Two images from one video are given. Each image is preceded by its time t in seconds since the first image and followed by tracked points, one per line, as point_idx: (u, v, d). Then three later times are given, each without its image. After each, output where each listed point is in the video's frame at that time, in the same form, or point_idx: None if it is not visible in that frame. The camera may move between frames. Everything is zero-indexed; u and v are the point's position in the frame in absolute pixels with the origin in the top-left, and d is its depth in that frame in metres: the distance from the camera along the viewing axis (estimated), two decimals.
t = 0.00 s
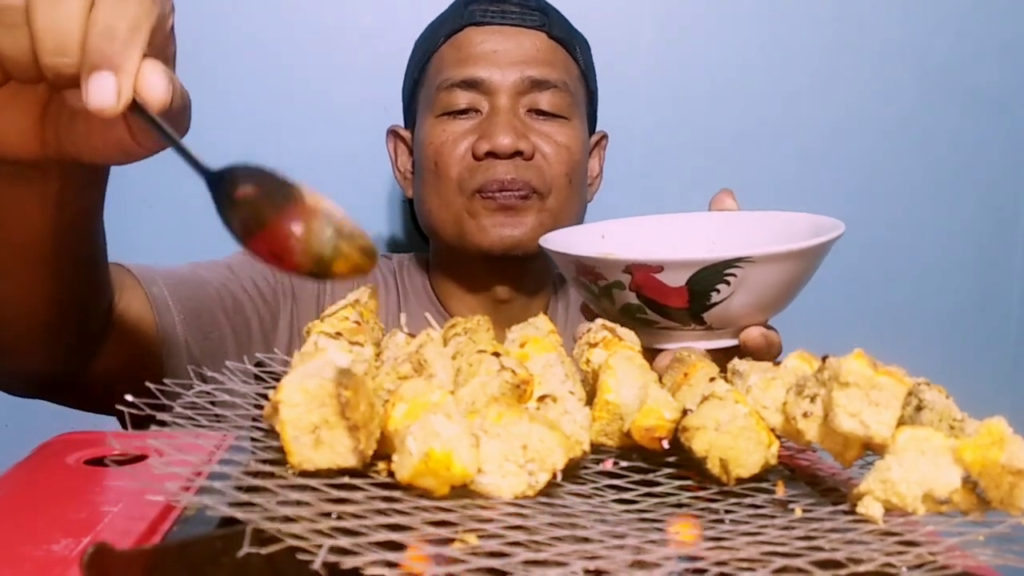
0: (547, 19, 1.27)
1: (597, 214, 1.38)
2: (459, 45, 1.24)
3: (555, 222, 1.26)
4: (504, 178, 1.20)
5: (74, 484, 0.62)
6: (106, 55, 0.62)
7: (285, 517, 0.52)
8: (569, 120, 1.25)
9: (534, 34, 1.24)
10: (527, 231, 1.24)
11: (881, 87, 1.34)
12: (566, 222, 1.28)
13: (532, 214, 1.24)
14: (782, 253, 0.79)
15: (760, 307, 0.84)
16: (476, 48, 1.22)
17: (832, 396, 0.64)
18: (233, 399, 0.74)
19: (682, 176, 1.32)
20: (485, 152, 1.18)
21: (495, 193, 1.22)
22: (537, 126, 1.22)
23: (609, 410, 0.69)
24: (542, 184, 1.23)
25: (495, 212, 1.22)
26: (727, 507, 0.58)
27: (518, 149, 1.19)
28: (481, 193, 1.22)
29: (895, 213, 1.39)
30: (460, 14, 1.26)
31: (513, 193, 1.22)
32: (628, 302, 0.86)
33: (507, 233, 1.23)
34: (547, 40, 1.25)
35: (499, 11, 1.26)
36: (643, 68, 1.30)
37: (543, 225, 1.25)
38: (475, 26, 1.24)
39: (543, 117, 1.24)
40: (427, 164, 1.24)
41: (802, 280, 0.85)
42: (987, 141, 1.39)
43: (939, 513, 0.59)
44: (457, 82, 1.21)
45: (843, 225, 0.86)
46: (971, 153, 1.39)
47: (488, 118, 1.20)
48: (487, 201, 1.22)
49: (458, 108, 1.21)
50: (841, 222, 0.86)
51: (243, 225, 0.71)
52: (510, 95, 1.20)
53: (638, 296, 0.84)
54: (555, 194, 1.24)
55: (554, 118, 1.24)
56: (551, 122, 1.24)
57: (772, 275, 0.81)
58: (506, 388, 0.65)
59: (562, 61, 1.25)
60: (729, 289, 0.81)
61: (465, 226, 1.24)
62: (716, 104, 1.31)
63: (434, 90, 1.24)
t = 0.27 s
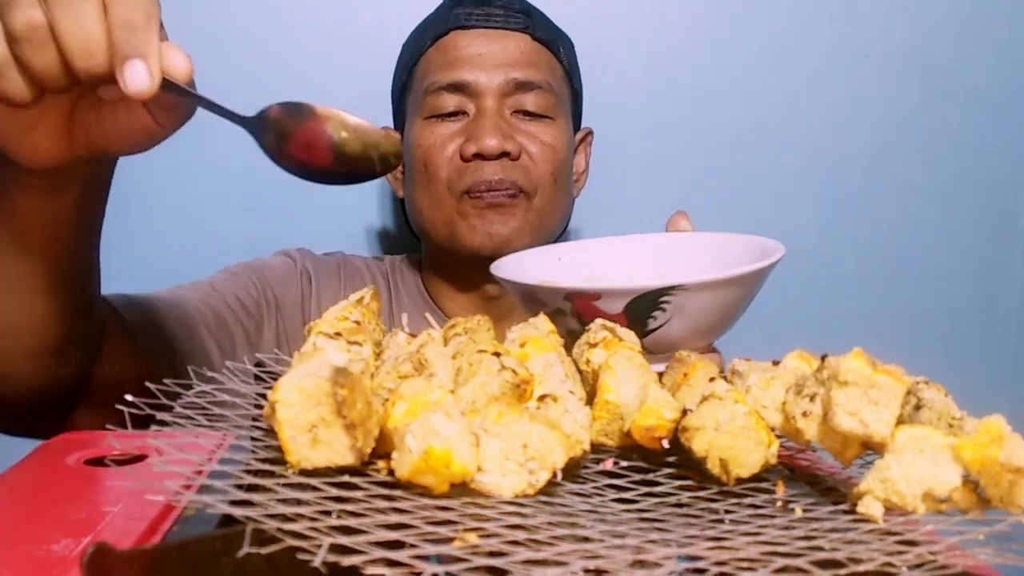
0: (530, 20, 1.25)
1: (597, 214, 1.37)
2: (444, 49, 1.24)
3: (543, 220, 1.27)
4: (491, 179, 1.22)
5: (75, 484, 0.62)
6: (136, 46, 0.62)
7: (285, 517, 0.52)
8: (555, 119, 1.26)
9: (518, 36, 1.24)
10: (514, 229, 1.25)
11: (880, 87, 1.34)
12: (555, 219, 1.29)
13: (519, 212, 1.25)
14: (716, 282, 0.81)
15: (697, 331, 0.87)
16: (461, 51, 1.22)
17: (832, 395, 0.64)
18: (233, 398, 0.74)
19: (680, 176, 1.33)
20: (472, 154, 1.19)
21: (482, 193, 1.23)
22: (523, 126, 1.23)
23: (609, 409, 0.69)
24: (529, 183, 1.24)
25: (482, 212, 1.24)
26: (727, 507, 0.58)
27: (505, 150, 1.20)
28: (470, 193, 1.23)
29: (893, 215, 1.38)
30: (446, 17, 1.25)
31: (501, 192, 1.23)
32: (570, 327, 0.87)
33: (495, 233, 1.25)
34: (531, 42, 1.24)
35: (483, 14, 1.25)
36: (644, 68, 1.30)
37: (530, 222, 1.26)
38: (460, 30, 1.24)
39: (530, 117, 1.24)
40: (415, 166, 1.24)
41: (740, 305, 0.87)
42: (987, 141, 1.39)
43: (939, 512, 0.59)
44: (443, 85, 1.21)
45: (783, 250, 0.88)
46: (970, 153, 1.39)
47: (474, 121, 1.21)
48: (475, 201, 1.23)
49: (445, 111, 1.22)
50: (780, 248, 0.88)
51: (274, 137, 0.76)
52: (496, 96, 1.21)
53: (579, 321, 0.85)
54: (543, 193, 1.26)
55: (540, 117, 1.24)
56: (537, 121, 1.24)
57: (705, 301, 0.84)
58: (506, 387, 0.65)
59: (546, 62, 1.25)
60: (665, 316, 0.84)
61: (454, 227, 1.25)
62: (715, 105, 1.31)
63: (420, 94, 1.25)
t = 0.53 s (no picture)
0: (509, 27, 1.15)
1: (594, 215, 1.34)
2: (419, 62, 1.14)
3: (530, 233, 1.17)
4: (474, 193, 1.10)
5: (75, 485, 0.62)
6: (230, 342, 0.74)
7: (285, 517, 0.52)
8: (539, 127, 1.14)
9: (498, 45, 1.13)
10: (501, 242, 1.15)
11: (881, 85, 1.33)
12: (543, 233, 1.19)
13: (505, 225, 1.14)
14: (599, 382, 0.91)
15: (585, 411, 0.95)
16: (437, 61, 1.12)
17: (832, 395, 0.64)
18: (233, 399, 0.74)
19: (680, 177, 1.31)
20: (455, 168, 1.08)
21: (465, 207, 1.12)
22: (506, 137, 1.12)
23: (609, 409, 0.69)
24: (514, 195, 1.13)
25: (466, 227, 1.13)
26: (727, 507, 0.58)
27: (488, 163, 1.09)
28: (454, 207, 1.12)
29: (892, 216, 1.36)
30: (422, 29, 1.14)
31: (485, 206, 1.12)
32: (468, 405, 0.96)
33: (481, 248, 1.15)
34: (511, 51, 1.13)
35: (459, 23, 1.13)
36: (644, 65, 1.28)
37: (518, 235, 1.16)
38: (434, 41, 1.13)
39: (513, 126, 1.13)
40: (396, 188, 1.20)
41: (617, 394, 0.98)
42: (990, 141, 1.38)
43: (939, 512, 0.58)
44: (422, 100, 1.11)
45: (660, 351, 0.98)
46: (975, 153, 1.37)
47: (456, 134, 1.10)
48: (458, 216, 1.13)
49: (425, 122, 1.12)
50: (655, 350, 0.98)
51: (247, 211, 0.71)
52: (478, 108, 1.10)
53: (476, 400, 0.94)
54: (529, 204, 1.14)
55: (524, 125, 1.13)
56: (519, 130, 1.13)
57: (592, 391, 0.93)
58: (506, 388, 0.65)
59: (527, 69, 1.14)
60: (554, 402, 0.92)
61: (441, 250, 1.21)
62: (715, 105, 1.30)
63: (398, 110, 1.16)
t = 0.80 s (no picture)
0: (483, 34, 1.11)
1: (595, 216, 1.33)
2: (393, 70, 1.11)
3: (507, 241, 1.14)
4: (444, 205, 1.08)
5: (74, 485, 0.62)
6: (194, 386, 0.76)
7: (285, 517, 0.52)
8: (512, 137, 1.11)
9: (469, 53, 1.09)
10: (475, 256, 1.12)
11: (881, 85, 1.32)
12: (519, 240, 1.16)
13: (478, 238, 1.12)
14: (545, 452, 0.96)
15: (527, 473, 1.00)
16: (407, 68, 1.09)
17: (831, 395, 0.64)
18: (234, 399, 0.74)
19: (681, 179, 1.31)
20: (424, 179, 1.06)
21: (437, 220, 1.09)
22: (478, 145, 1.09)
23: (609, 409, 0.69)
24: (488, 206, 1.10)
25: (439, 239, 1.11)
26: (727, 507, 0.58)
27: (457, 174, 1.06)
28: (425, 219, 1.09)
29: (892, 216, 1.36)
30: (397, 38, 1.11)
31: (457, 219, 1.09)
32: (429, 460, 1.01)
33: (454, 261, 1.12)
34: (483, 58, 1.10)
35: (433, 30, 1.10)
36: (643, 65, 1.27)
37: (493, 245, 1.13)
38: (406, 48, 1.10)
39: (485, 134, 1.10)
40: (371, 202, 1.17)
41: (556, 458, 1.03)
42: (990, 141, 1.37)
43: (939, 512, 0.58)
44: (394, 108, 1.08)
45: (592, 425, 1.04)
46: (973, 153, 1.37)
47: (428, 144, 1.07)
48: (430, 228, 1.10)
49: (396, 133, 1.09)
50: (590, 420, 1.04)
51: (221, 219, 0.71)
52: (450, 117, 1.07)
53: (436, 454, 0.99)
54: (504, 214, 1.12)
55: (498, 133, 1.10)
56: (492, 140, 1.10)
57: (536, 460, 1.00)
58: (506, 388, 0.64)
59: (500, 77, 1.11)
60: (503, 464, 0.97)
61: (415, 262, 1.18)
62: (715, 105, 1.29)
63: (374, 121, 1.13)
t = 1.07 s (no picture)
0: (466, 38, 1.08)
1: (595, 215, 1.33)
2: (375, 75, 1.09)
3: (494, 247, 1.14)
4: (428, 215, 1.07)
5: (75, 485, 0.62)
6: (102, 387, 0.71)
7: (285, 517, 0.52)
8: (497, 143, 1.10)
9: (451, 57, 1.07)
10: (462, 262, 1.12)
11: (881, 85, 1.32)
12: (506, 245, 1.16)
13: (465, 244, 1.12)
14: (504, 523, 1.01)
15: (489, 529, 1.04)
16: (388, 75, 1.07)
17: (831, 395, 0.64)
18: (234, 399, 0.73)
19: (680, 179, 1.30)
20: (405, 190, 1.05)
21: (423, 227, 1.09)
22: (461, 154, 1.07)
23: (609, 409, 0.69)
24: (472, 213, 1.10)
25: (426, 245, 1.11)
26: (727, 507, 0.58)
27: (438, 185, 1.05)
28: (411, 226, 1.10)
29: (892, 216, 1.36)
30: (380, 44, 1.09)
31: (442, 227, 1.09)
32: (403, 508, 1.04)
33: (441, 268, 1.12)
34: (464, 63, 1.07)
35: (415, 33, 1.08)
36: (643, 65, 1.27)
37: (481, 251, 1.13)
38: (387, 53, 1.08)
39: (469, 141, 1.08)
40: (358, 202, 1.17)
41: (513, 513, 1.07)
42: (990, 141, 1.37)
43: (939, 512, 0.59)
44: (376, 117, 1.07)
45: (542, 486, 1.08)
46: (973, 153, 1.37)
47: (410, 153, 1.06)
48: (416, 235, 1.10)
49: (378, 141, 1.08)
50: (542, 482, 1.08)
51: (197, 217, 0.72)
52: (432, 126, 1.05)
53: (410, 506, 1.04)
54: (489, 221, 1.11)
55: (482, 140, 1.09)
56: (475, 147, 1.08)
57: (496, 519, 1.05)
58: (506, 388, 0.64)
59: (483, 83, 1.09)
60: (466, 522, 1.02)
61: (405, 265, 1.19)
62: (715, 105, 1.29)
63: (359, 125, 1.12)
